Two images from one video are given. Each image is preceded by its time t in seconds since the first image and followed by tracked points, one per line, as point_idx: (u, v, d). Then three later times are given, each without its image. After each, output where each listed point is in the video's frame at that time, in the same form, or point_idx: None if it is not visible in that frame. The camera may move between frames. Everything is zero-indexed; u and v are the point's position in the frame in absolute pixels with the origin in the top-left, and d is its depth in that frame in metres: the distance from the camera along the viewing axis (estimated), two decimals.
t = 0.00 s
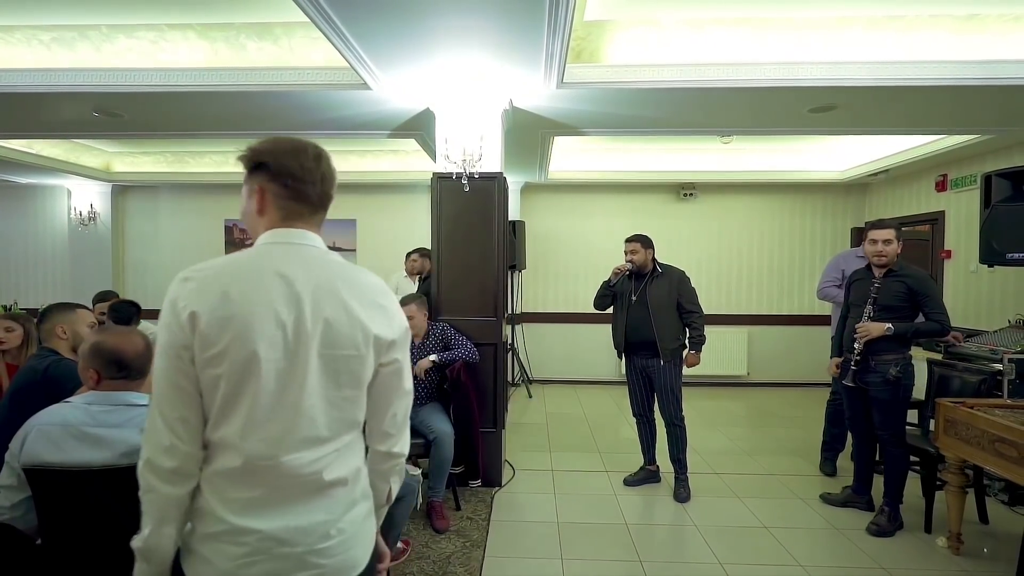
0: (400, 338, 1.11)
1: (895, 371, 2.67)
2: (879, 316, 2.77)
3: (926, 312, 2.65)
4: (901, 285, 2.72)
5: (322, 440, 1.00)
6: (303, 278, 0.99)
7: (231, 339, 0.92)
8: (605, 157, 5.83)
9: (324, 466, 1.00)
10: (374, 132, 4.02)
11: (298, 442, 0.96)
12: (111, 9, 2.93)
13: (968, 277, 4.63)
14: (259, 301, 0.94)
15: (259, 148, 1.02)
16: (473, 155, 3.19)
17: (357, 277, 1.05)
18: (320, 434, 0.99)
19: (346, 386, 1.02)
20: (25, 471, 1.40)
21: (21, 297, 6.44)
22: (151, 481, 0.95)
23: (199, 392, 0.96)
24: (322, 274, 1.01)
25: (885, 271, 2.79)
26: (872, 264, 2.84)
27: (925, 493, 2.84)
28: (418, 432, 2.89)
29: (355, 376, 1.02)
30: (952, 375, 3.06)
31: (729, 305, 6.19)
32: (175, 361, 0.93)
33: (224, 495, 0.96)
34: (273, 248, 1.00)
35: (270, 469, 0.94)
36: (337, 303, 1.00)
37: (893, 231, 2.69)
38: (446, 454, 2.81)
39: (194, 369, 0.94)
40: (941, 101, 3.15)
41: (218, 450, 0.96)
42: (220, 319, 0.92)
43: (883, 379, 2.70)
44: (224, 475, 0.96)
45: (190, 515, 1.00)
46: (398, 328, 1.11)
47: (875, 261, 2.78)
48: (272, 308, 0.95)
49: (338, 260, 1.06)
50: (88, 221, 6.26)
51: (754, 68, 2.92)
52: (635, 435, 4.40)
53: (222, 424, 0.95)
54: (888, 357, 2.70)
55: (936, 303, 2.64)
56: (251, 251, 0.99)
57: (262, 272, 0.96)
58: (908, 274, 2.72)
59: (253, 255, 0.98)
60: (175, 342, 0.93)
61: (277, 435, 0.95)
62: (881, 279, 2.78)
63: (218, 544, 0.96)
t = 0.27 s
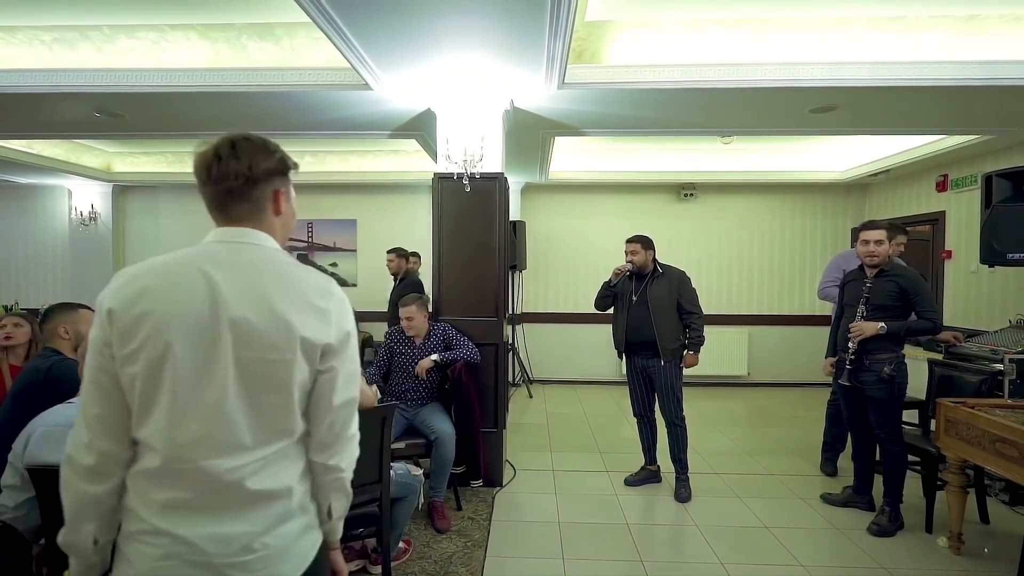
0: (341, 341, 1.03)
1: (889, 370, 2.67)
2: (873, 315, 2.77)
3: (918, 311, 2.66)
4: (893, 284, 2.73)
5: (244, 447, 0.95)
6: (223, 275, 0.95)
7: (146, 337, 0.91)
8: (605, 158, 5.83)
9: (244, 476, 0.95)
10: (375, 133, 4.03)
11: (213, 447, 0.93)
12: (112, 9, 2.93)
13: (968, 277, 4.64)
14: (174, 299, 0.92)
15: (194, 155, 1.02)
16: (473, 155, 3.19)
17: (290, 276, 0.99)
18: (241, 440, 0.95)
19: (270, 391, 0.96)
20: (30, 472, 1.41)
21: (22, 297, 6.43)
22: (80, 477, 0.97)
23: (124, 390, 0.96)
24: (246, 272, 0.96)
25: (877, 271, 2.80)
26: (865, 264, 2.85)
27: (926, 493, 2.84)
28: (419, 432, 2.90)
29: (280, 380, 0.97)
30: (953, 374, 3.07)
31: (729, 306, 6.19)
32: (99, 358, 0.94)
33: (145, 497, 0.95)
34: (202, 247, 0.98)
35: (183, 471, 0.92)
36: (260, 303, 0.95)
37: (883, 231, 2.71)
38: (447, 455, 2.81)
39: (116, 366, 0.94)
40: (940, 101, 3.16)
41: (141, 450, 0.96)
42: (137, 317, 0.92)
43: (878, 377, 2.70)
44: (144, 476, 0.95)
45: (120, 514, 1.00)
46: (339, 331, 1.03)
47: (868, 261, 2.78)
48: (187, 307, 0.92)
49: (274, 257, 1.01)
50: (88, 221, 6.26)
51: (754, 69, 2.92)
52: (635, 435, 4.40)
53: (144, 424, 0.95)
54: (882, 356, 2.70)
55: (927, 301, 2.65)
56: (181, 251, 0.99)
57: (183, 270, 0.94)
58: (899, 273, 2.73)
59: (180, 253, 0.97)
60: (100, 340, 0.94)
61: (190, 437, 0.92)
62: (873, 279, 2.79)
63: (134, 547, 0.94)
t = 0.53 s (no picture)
0: (287, 347, 0.99)
1: (881, 369, 2.68)
2: (864, 315, 2.78)
3: (908, 311, 2.67)
4: (883, 284, 2.74)
5: (181, 456, 0.95)
6: (158, 281, 0.94)
7: (87, 342, 0.94)
8: (604, 158, 5.83)
9: (179, 486, 0.94)
10: (374, 133, 4.02)
11: (147, 456, 0.93)
12: (111, 9, 2.92)
13: (965, 277, 4.66)
14: (112, 305, 0.93)
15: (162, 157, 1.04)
16: (473, 155, 3.19)
17: (229, 280, 0.97)
18: (176, 448, 0.94)
19: (206, 398, 0.95)
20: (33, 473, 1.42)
21: (20, 297, 6.41)
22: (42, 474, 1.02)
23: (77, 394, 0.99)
24: (183, 277, 0.95)
25: (869, 271, 2.81)
26: (856, 264, 2.86)
27: (924, 492, 2.85)
28: (418, 432, 2.90)
29: (216, 389, 0.94)
30: (951, 373, 3.10)
31: (728, 306, 6.20)
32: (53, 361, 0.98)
33: (93, 500, 0.98)
34: (147, 252, 0.99)
35: (120, 480, 0.94)
36: (194, 310, 0.93)
37: (874, 232, 2.72)
38: (446, 455, 2.81)
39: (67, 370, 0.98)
40: (939, 102, 3.17)
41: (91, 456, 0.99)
42: (81, 323, 0.94)
43: (870, 376, 2.71)
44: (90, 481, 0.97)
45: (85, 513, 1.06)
46: (284, 337, 0.99)
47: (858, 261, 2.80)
48: (121, 315, 0.93)
49: (220, 259, 0.99)
50: (87, 221, 6.25)
51: (754, 69, 2.93)
52: (634, 435, 4.41)
53: (92, 429, 0.97)
54: (873, 355, 2.71)
55: (917, 300, 2.67)
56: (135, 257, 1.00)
57: (121, 278, 0.95)
58: (890, 273, 2.74)
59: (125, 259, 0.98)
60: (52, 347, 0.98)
61: (126, 446, 0.94)
62: (864, 279, 2.80)
63: (83, 551, 0.98)
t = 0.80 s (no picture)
0: (286, 337, 0.99)
1: (877, 368, 2.67)
2: (861, 314, 2.78)
3: (903, 311, 2.67)
4: (880, 283, 2.73)
5: (180, 448, 0.94)
6: (156, 271, 0.93)
7: (81, 334, 0.92)
8: (605, 157, 5.82)
9: (179, 477, 0.94)
10: (374, 132, 4.01)
11: (146, 447, 0.93)
12: (110, 7, 2.91)
13: (966, 276, 4.65)
14: (107, 296, 0.92)
15: (159, 136, 0.98)
16: (473, 154, 3.20)
17: (229, 270, 0.96)
18: (175, 440, 0.94)
19: (204, 389, 0.94)
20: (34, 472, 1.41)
21: (19, 297, 6.40)
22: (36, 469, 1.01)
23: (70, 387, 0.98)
24: (181, 267, 0.94)
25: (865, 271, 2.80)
26: (852, 264, 2.85)
27: (925, 493, 2.84)
28: (418, 432, 2.89)
29: (216, 379, 0.94)
30: (953, 373, 3.08)
31: (728, 305, 6.19)
32: (45, 353, 0.97)
33: (88, 494, 0.96)
34: (143, 242, 0.97)
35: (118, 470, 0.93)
36: (193, 300, 0.93)
37: (870, 232, 2.72)
38: (447, 455, 2.81)
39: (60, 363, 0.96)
40: (940, 101, 3.16)
41: (87, 447, 0.98)
42: (73, 314, 0.93)
43: (867, 375, 2.70)
44: (86, 473, 0.96)
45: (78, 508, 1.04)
46: (283, 327, 0.99)
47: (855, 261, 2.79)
48: (118, 306, 0.92)
49: (217, 249, 0.98)
50: (86, 221, 6.24)
51: (755, 69, 2.92)
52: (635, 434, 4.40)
53: (87, 422, 0.96)
54: (869, 354, 2.71)
55: (913, 300, 2.66)
56: (126, 245, 0.97)
57: (116, 269, 0.94)
58: (887, 273, 2.73)
59: (121, 250, 0.97)
60: (44, 337, 0.96)
61: (124, 437, 0.93)
62: (861, 279, 2.80)
63: (80, 543, 0.97)
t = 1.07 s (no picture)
0: (300, 342, 1.06)
1: (875, 368, 2.66)
2: (858, 315, 2.78)
3: (901, 311, 2.66)
4: (877, 284, 2.74)
5: (202, 455, 0.97)
6: (179, 282, 0.96)
7: (95, 348, 0.92)
8: (604, 158, 5.82)
9: (202, 484, 0.96)
10: (374, 133, 4.01)
11: (168, 456, 0.94)
12: (110, 9, 2.91)
13: (965, 277, 4.65)
14: (124, 309, 0.92)
15: (162, 148, 0.99)
16: (473, 156, 3.17)
17: (248, 280, 1.01)
18: (197, 447, 0.96)
19: (227, 396, 0.98)
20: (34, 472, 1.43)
21: (19, 298, 6.40)
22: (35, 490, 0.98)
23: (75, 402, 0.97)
24: (200, 278, 0.97)
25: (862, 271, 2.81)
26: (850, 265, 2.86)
27: (925, 493, 2.84)
28: (418, 432, 2.90)
29: (238, 385, 0.98)
30: (952, 373, 3.10)
31: (728, 306, 6.20)
32: (47, 369, 0.95)
33: (100, 509, 0.96)
34: (157, 253, 0.98)
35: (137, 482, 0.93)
36: (215, 310, 0.96)
37: (867, 232, 2.72)
38: (447, 456, 2.81)
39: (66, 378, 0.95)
40: (940, 102, 3.16)
41: (95, 462, 0.97)
42: (84, 328, 0.92)
43: (865, 375, 2.70)
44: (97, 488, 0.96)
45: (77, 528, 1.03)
46: (298, 333, 1.05)
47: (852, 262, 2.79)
48: (138, 318, 0.93)
49: (230, 260, 1.03)
50: (86, 222, 6.24)
51: (756, 69, 2.92)
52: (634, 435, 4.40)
53: (98, 435, 0.96)
54: (866, 354, 2.70)
55: (910, 300, 2.66)
56: (133, 254, 0.97)
57: (134, 279, 0.95)
58: (884, 273, 2.74)
59: (132, 259, 0.97)
60: (48, 353, 0.94)
61: (145, 450, 0.93)
62: (858, 279, 2.80)
63: (88, 562, 0.96)
